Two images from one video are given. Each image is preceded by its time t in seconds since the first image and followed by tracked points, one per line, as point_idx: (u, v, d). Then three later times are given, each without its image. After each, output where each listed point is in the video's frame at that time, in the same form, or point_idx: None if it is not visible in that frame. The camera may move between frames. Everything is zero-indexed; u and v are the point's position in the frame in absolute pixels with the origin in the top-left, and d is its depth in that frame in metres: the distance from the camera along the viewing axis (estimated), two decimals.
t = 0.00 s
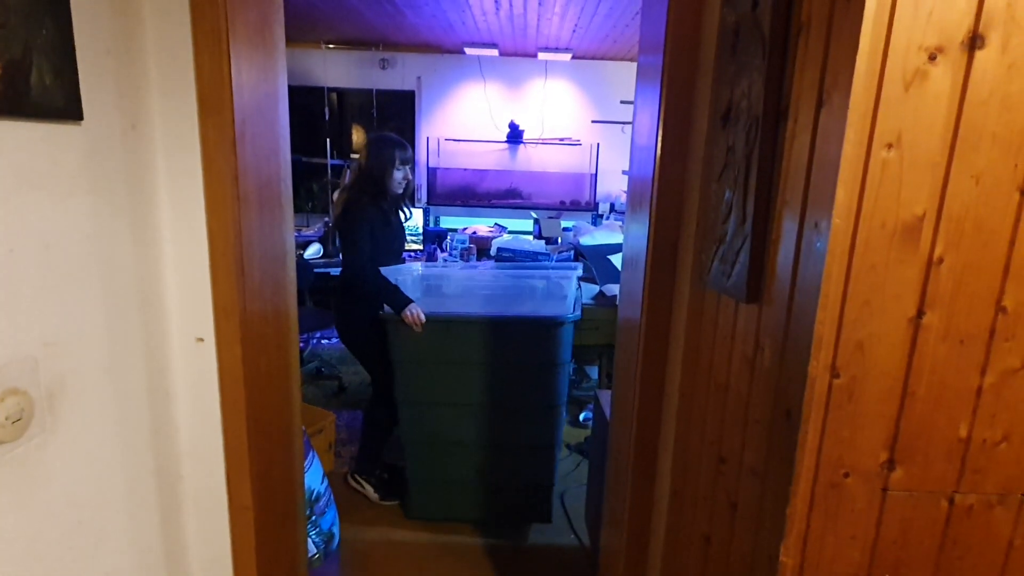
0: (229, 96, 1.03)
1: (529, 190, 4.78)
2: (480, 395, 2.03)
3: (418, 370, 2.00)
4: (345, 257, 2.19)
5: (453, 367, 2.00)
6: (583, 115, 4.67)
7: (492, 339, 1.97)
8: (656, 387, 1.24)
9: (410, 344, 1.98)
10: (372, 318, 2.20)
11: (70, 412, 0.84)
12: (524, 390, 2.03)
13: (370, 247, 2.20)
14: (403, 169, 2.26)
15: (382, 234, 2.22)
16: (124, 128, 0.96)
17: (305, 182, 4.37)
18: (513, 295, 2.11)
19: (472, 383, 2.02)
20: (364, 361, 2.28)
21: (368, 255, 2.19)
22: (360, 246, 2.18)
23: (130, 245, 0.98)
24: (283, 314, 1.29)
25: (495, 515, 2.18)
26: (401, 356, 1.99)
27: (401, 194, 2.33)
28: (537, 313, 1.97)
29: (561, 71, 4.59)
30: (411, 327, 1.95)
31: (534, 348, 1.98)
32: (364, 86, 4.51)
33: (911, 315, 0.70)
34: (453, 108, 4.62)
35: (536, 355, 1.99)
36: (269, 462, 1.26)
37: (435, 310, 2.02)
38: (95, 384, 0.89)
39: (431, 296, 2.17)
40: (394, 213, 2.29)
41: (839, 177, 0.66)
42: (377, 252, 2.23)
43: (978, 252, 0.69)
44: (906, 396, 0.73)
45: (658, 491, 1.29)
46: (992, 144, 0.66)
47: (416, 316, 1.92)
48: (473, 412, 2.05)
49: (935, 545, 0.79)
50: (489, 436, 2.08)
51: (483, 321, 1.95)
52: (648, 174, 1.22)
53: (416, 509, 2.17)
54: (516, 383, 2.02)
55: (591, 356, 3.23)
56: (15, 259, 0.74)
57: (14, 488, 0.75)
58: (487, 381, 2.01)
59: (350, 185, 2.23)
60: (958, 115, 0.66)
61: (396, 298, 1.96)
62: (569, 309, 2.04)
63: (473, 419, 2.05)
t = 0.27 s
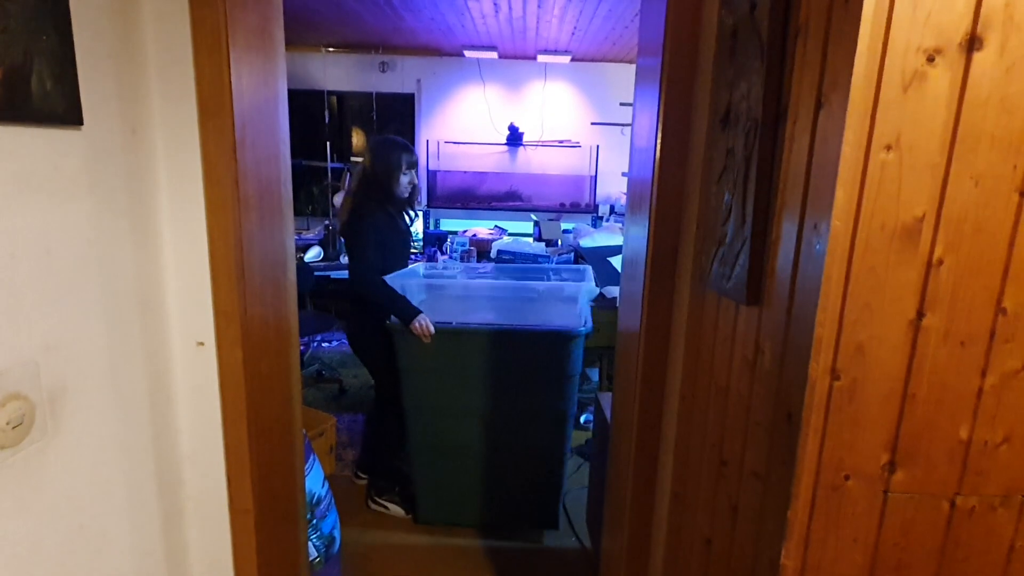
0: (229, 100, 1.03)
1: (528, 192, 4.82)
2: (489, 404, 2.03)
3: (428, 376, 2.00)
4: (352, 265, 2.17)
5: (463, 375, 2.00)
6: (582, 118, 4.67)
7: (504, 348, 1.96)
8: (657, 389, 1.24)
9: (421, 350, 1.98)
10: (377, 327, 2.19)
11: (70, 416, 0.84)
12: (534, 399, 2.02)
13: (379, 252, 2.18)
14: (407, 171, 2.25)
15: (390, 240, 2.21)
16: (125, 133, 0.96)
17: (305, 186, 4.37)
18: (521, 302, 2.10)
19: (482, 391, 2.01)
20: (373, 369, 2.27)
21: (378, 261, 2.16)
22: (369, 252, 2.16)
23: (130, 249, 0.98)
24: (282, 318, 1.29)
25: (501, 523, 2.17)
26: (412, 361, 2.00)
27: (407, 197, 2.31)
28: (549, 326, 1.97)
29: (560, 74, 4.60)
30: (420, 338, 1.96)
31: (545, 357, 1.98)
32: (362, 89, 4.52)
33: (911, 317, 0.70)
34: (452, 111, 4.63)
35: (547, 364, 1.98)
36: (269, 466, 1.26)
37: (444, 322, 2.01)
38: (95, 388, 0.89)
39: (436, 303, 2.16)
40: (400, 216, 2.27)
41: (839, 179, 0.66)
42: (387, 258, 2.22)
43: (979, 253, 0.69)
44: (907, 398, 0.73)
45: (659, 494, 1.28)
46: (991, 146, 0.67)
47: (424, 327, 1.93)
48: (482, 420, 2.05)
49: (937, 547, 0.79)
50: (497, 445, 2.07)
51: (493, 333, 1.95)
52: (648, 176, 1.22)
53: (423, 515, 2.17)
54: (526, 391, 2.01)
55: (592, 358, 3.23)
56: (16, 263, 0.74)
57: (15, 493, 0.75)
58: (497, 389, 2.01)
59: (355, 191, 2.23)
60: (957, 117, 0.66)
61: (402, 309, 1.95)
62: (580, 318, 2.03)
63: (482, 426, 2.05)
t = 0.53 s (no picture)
0: (232, 104, 1.03)
1: (529, 194, 4.81)
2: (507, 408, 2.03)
3: (447, 381, 2.01)
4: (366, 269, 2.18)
5: (483, 380, 2.00)
6: (582, 119, 4.67)
7: (523, 352, 1.97)
8: (662, 391, 1.24)
9: (441, 354, 1.99)
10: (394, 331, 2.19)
11: (75, 422, 0.84)
12: (552, 404, 2.02)
13: (394, 256, 2.18)
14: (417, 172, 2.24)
15: (403, 243, 2.21)
16: (128, 138, 0.96)
17: (306, 189, 4.37)
18: (532, 303, 2.06)
19: (499, 396, 2.02)
20: (389, 374, 2.27)
21: (392, 265, 2.17)
22: (384, 256, 2.16)
23: (134, 254, 0.97)
24: (286, 322, 1.28)
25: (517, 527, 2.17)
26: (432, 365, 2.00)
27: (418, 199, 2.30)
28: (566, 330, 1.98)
29: (560, 75, 4.60)
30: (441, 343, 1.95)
31: (564, 361, 1.98)
32: (362, 92, 4.52)
33: (920, 318, 0.70)
34: (453, 114, 4.64)
35: (566, 368, 1.98)
36: (274, 470, 1.26)
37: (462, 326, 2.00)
38: (100, 394, 0.89)
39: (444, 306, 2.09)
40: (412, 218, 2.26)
41: (847, 180, 0.65)
42: (401, 260, 2.21)
43: (988, 253, 0.69)
44: (917, 400, 0.72)
45: (665, 496, 1.28)
46: (1000, 146, 0.66)
47: (447, 332, 1.92)
48: (500, 424, 2.05)
49: (948, 549, 0.79)
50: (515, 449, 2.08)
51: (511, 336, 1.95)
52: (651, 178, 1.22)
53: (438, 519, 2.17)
54: (544, 396, 2.01)
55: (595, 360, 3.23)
56: (20, 269, 0.74)
57: (20, 499, 0.74)
58: (515, 394, 2.01)
59: (365, 197, 2.22)
60: (964, 117, 0.65)
61: (424, 315, 1.94)
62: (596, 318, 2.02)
63: (500, 431, 2.05)
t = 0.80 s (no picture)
0: (241, 106, 1.03)
1: (530, 195, 4.80)
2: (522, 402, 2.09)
3: (463, 375, 2.06)
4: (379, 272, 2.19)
5: (505, 371, 2.05)
6: (584, 120, 4.67)
7: (541, 343, 2.04)
8: (672, 390, 1.23)
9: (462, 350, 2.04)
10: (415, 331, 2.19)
11: (85, 425, 0.83)
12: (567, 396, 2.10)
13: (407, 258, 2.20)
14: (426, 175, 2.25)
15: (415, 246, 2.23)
16: (137, 140, 0.95)
17: (308, 191, 4.37)
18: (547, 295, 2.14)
19: (516, 390, 2.08)
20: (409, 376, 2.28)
21: (406, 268, 2.18)
22: (398, 259, 2.17)
23: (143, 257, 0.97)
24: (293, 324, 1.28)
25: (530, 519, 2.22)
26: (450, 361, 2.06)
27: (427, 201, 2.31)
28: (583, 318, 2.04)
29: (562, 76, 4.60)
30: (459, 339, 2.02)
31: (579, 351, 2.05)
32: (363, 94, 4.52)
33: (938, 316, 0.70)
34: (454, 115, 4.64)
35: (581, 362, 2.06)
36: (283, 471, 1.26)
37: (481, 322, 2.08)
38: (110, 396, 0.89)
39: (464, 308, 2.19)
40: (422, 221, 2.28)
41: (865, 178, 0.65)
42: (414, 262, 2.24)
43: (1006, 250, 0.69)
44: (934, 398, 0.72)
45: (675, 495, 1.28)
46: (1017, 142, 0.66)
47: (464, 328, 2.01)
48: (515, 417, 2.10)
49: (965, 547, 0.78)
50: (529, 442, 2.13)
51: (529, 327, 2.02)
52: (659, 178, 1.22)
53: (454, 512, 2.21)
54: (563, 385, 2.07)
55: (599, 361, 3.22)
56: (31, 271, 0.73)
57: (32, 503, 0.74)
58: (535, 385, 2.06)
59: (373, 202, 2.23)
60: (982, 114, 0.65)
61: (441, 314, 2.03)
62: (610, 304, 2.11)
63: (515, 424, 2.10)
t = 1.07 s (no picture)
0: (241, 106, 1.02)
1: (529, 195, 4.78)
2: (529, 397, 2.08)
3: (475, 372, 2.09)
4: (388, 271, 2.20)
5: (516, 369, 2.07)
6: (583, 120, 4.67)
7: (545, 336, 2.02)
8: (674, 391, 1.23)
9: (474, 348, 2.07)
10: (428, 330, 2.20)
11: (87, 427, 0.83)
12: (575, 392, 2.06)
13: (417, 257, 2.21)
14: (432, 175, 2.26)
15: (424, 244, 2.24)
16: (138, 140, 0.95)
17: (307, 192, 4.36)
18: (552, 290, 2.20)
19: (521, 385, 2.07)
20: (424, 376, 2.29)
21: (417, 266, 2.19)
22: (408, 258, 2.18)
23: (144, 257, 0.97)
24: (294, 325, 1.28)
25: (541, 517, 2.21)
26: (458, 355, 2.11)
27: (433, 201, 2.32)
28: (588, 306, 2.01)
29: (561, 76, 4.59)
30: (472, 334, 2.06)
31: (589, 342, 2.02)
32: (363, 94, 4.51)
33: (944, 315, 0.69)
34: (453, 116, 4.64)
35: (587, 355, 2.03)
36: (285, 472, 1.25)
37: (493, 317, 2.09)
38: (111, 398, 0.88)
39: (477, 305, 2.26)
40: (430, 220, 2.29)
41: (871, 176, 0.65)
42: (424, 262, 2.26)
43: (1012, 249, 0.68)
44: (941, 398, 0.72)
45: (678, 496, 1.27)
46: None
47: (476, 322, 2.04)
48: (527, 414, 2.11)
49: (972, 548, 0.78)
50: (536, 437, 2.13)
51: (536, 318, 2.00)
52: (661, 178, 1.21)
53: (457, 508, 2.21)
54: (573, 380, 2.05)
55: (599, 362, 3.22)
56: (32, 273, 0.73)
57: (33, 506, 0.74)
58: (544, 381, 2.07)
59: (380, 202, 2.24)
60: (988, 113, 0.65)
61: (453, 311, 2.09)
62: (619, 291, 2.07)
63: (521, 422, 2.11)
